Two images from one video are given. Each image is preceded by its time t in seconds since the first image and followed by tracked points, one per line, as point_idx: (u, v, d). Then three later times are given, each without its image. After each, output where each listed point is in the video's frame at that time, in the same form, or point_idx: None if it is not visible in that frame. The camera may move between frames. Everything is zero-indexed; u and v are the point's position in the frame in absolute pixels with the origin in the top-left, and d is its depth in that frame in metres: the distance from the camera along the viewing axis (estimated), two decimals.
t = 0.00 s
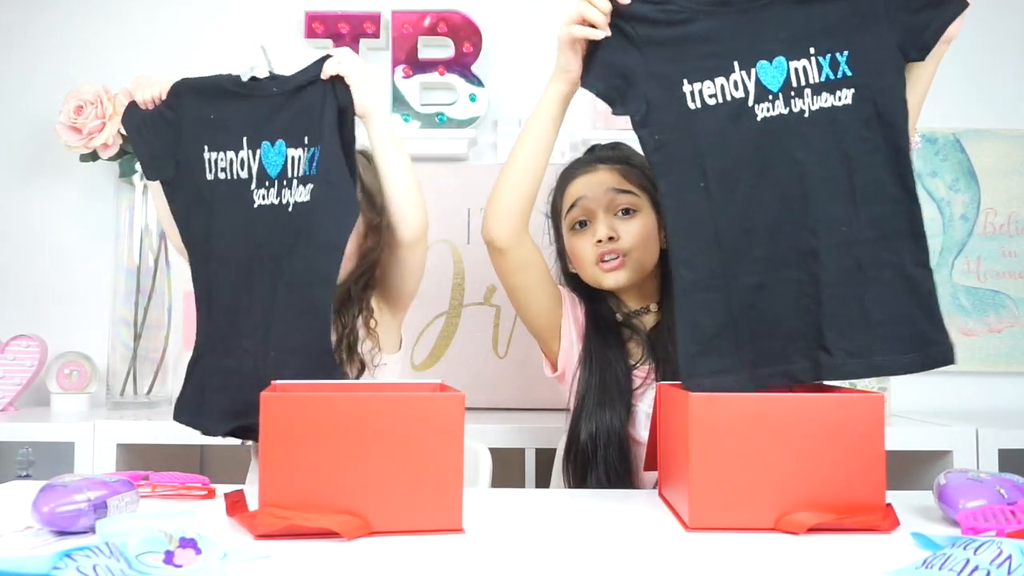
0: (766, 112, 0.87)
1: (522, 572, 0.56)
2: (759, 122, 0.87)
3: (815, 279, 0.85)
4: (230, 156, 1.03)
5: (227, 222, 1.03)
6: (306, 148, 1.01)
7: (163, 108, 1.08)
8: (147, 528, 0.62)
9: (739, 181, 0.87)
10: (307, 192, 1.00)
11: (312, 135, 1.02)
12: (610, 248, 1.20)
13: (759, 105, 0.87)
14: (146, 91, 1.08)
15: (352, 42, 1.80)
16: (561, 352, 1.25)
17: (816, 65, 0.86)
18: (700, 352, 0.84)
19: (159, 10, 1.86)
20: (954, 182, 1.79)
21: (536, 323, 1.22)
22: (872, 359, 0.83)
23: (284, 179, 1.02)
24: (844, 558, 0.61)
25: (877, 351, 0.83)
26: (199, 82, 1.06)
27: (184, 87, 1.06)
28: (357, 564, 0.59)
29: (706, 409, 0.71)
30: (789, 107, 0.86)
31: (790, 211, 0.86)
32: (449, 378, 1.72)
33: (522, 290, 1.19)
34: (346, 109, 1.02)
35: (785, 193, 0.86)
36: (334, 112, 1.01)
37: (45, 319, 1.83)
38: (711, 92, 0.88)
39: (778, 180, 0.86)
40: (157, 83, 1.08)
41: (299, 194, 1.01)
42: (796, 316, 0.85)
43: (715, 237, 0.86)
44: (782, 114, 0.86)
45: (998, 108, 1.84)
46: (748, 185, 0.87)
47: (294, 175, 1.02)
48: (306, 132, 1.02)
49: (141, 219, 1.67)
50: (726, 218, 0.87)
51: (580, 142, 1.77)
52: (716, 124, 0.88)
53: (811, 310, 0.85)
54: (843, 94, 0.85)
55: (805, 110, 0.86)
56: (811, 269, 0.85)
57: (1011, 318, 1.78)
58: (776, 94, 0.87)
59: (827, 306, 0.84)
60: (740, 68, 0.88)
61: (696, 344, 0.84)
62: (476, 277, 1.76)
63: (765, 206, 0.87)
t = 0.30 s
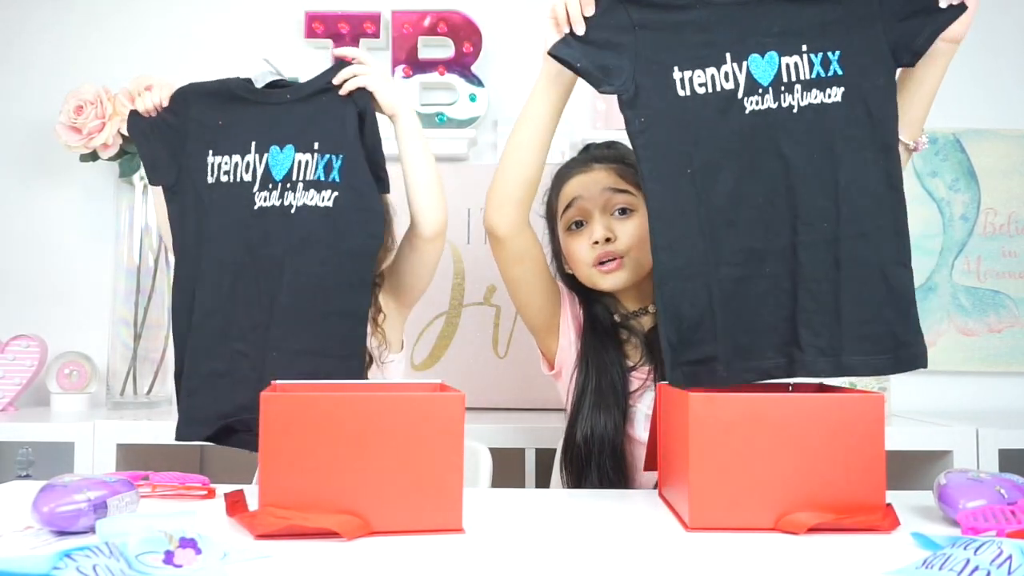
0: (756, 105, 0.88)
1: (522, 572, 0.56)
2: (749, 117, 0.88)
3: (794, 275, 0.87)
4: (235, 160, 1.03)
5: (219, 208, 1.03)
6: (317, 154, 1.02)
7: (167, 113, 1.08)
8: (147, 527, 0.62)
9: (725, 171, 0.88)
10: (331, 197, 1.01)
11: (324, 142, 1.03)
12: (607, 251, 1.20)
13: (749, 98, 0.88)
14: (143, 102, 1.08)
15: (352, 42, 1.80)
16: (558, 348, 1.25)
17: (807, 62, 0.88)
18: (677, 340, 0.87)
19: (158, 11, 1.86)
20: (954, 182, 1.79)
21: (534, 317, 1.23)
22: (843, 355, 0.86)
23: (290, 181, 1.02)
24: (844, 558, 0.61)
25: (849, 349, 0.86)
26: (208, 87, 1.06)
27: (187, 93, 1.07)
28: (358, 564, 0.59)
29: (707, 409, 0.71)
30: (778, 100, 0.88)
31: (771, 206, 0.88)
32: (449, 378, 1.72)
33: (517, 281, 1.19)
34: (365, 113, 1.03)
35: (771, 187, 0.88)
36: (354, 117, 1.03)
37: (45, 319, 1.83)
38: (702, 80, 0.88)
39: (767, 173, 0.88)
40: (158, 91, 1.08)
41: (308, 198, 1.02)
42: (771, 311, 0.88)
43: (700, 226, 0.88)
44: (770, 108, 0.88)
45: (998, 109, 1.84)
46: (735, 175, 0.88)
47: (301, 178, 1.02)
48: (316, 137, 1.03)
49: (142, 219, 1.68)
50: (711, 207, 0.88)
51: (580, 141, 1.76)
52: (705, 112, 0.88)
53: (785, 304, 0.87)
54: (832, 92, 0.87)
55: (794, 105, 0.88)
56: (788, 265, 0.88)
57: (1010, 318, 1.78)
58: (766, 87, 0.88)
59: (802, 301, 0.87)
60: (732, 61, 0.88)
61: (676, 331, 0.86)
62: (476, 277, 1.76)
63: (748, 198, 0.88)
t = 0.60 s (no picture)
0: (746, 111, 0.88)
1: (522, 572, 0.56)
2: (739, 121, 0.88)
3: (785, 279, 0.88)
4: (276, 171, 1.05)
5: (213, 220, 1.05)
6: (364, 171, 1.06)
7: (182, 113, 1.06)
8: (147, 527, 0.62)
9: (716, 177, 0.88)
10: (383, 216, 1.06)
11: (371, 160, 1.06)
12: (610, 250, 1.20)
13: (739, 104, 0.88)
14: (153, 100, 1.04)
15: (352, 42, 1.80)
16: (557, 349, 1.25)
17: (796, 68, 0.88)
18: (663, 344, 0.85)
19: (157, 11, 1.86)
20: (954, 182, 1.79)
21: (534, 320, 1.22)
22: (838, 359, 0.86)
23: (337, 198, 1.06)
24: (844, 558, 0.61)
25: (840, 353, 0.86)
26: (235, 91, 1.06)
27: (207, 92, 1.06)
28: (358, 564, 0.59)
29: (707, 409, 0.71)
30: (767, 108, 0.88)
31: (761, 210, 0.88)
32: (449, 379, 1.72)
33: (517, 285, 1.18)
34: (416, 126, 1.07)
35: (762, 191, 0.88)
36: (406, 134, 1.07)
37: (45, 319, 1.83)
38: (692, 86, 0.88)
39: (758, 177, 0.88)
40: (167, 88, 1.05)
41: (359, 216, 1.05)
42: (763, 314, 0.88)
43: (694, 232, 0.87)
44: (760, 114, 0.88)
45: (997, 109, 1.84)
46: (726, 180, 0.88)
47: (348, 195, 1.06)
48: (362, 155, 1.06)
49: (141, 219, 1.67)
50: (703, 212, 0.88)
51: (580, 142, 1.76)
52: (696, 119, 0.88)
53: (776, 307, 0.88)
54: (820, 98, 0.88)
55: (784, 110, 0.88)
56: (779, 270, 0.88)
57: (1011, 318, 1.78)
58: (756, 92, 0.88)
59: (794, 306, 0.87)
60: (721, 66, 0.88)
61: (666, 335, 0.85)
62: (477, 277, 1.76)
63: (739, 203, 0.89)
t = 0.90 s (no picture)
0: (730, 114, 0.88)
1: (522, 572, 0.56)
2: (723, 125, 0.88)
3: (762, 286, 0.88)
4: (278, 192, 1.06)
5: (201, 225, 1.05)
6: (364, 205, 1.07)
7: (183, 120, 1.06)
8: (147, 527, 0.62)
9: (699, 182, 0.88)
10: (378, 253, 1.06)
11: (372, 195, 1.07)
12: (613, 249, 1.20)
13: (724, 107, 0.88)
14: (159, 102, 1.05)
15: (352, 42, 1.80)
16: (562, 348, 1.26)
17: (779, 71, 0.87)
18: (647, 359, 0.85)
19: (157, 11, 1.86)
20: (954, 182, 1.79)
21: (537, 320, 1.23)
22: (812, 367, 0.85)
23: (334, 227, 1.06)
24: (844, 558, 0.61)
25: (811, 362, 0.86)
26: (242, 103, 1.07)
27: (212, 102, 1.06)
28: (358, 564, 0.59)
29: (707, 409, 0.71)
30: (751, 109, 0.88)
31: (744, 217, 0.88)
32: (449, 379, 1.72)
33: (523, 286, 1.19)
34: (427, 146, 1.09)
35: (746, 196, 0.88)
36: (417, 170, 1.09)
37: (46, 319, 1.83)
38: (676, 88, 0.88)
39: (739, 183, 0.88)
40: (174, 93, 1.06)
41: (354, 249, 1.07)
42: (741, 319, 0.88)
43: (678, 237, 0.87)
44: (743, 118, 0.88)
45: (998, 109, 1.84)
46: (711, 184, 0.88)
47: (345, 228, 1.07)
48: (364, 188, 1.07)
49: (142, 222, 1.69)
50: (688, 216, 0.87)
51: (580, 142, 1.76)
52: (681, 121, 0.88)
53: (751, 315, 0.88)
54: (803, 102, 0.87)
55: (767, 113, 0.88)
56: (757, 277, 0.88)
57: (1011, 318, 1.78)
58: (739, 96, 0.88)
59: (770, 312, 0.87)
60: (705, 68, 0.88)
61: (650, 347, 0.85)
62: (476, 277, 1.76)
63: (722, 209, 0.88)
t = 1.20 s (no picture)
0: (714, 90, 0.86)
1: (521, 572, 0.56)
2: (706, 101, 0.86)
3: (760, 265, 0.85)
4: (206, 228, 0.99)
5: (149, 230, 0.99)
6: (268, 279, 0.99)
7: (175, 125, 1.00)
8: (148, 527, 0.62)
9: (686, 160, 0.85)
10: (262, 330, 1.00)
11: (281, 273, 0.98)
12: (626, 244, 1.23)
13: (707, 83, 0.86)
14: (157, 104, 1.00)
15: (352, 42, 1.80)
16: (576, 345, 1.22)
17: (765, 45, 0.87)
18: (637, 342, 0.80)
19: (157, 11, 1.86)
20: (954, 182, 1.79)
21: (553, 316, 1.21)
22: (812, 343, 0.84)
23: (233, 284, 0.99)
24: (845, 558, 0.61)
25: (812, 335, 0.84)
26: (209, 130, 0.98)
27: (199, 113, 0.99)
28: (358, 564, 0.59)
29: (707, 410, 0.71)
30: (736, 83, 0.86)
31: (734, 194, 0.86)
32: (449, 379, 1.72)
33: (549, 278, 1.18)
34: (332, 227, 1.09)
35: (733, 173, 0.86)
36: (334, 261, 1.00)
37: (46, 319, 1.83)
38: (659, 66, 0.85)
39: (727, 159, 0.86)
40: (174, 98, 1.00)
41: (244, 315, 1.00)
42: (737, 299, 0.84)
43: (664, 217, 0.84)
44: (729, 93, 0.86)
45: (998, 108, 1.84)
46: (698, 163, 0.86)
47: (243, 290, 0.99)
48: (279, 263, 0.99)
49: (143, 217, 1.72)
50: (675, 197, 0.85)
51: (581, 142, 1.77)
52: (664, 98, 0.85)
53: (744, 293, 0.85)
54: (791, 74, 0.86)
55: (752, 87, 0.86)
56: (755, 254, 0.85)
57: (1010, 318, 1.78)
58: (724, 71, 0.86)
59: (766, 289, 0.85)
60: (688, 44, 0.86)
61: (639, 331, 0.81)
62: (476, 277, 1.76)
63: (707, 186, 0.86)
